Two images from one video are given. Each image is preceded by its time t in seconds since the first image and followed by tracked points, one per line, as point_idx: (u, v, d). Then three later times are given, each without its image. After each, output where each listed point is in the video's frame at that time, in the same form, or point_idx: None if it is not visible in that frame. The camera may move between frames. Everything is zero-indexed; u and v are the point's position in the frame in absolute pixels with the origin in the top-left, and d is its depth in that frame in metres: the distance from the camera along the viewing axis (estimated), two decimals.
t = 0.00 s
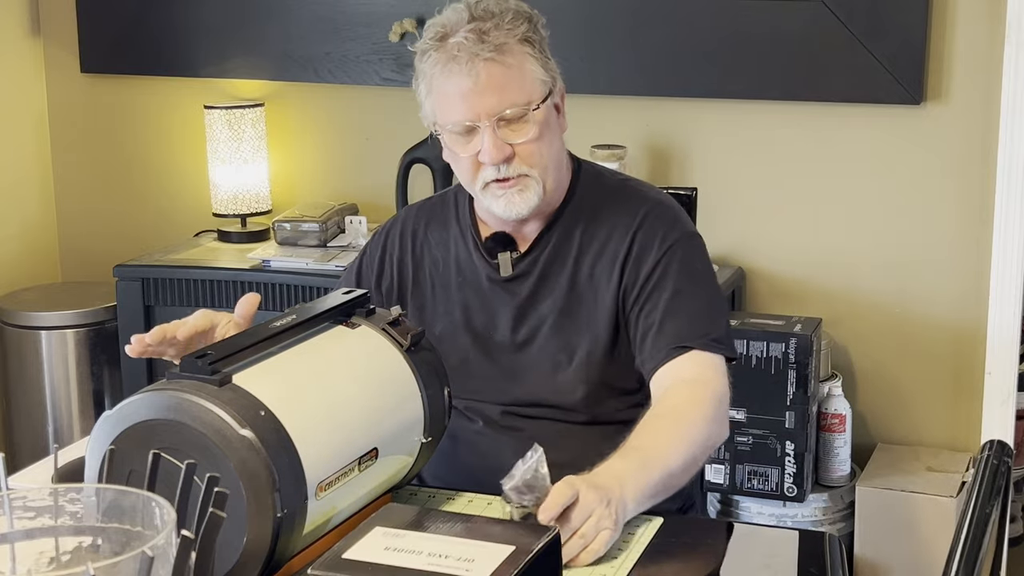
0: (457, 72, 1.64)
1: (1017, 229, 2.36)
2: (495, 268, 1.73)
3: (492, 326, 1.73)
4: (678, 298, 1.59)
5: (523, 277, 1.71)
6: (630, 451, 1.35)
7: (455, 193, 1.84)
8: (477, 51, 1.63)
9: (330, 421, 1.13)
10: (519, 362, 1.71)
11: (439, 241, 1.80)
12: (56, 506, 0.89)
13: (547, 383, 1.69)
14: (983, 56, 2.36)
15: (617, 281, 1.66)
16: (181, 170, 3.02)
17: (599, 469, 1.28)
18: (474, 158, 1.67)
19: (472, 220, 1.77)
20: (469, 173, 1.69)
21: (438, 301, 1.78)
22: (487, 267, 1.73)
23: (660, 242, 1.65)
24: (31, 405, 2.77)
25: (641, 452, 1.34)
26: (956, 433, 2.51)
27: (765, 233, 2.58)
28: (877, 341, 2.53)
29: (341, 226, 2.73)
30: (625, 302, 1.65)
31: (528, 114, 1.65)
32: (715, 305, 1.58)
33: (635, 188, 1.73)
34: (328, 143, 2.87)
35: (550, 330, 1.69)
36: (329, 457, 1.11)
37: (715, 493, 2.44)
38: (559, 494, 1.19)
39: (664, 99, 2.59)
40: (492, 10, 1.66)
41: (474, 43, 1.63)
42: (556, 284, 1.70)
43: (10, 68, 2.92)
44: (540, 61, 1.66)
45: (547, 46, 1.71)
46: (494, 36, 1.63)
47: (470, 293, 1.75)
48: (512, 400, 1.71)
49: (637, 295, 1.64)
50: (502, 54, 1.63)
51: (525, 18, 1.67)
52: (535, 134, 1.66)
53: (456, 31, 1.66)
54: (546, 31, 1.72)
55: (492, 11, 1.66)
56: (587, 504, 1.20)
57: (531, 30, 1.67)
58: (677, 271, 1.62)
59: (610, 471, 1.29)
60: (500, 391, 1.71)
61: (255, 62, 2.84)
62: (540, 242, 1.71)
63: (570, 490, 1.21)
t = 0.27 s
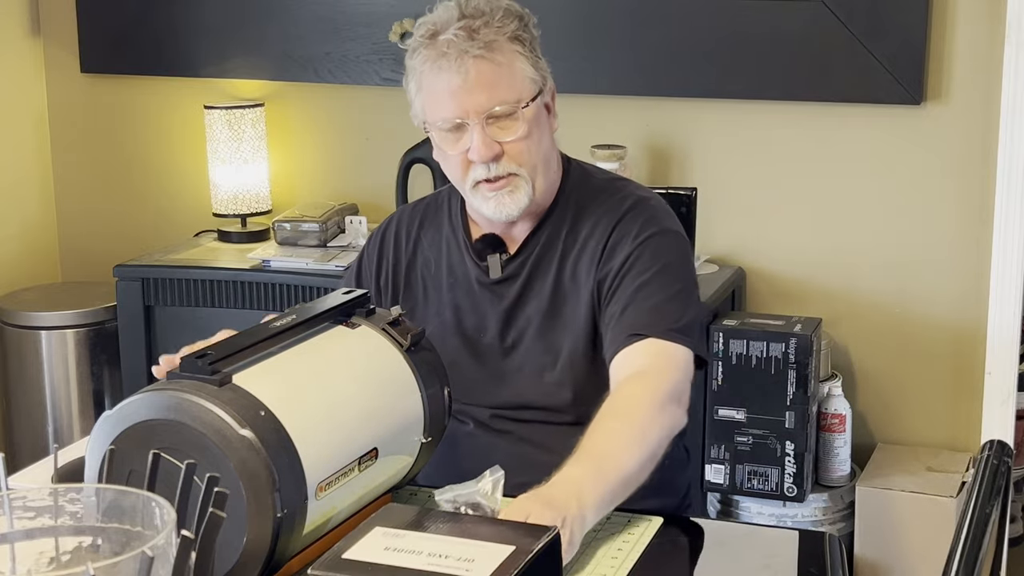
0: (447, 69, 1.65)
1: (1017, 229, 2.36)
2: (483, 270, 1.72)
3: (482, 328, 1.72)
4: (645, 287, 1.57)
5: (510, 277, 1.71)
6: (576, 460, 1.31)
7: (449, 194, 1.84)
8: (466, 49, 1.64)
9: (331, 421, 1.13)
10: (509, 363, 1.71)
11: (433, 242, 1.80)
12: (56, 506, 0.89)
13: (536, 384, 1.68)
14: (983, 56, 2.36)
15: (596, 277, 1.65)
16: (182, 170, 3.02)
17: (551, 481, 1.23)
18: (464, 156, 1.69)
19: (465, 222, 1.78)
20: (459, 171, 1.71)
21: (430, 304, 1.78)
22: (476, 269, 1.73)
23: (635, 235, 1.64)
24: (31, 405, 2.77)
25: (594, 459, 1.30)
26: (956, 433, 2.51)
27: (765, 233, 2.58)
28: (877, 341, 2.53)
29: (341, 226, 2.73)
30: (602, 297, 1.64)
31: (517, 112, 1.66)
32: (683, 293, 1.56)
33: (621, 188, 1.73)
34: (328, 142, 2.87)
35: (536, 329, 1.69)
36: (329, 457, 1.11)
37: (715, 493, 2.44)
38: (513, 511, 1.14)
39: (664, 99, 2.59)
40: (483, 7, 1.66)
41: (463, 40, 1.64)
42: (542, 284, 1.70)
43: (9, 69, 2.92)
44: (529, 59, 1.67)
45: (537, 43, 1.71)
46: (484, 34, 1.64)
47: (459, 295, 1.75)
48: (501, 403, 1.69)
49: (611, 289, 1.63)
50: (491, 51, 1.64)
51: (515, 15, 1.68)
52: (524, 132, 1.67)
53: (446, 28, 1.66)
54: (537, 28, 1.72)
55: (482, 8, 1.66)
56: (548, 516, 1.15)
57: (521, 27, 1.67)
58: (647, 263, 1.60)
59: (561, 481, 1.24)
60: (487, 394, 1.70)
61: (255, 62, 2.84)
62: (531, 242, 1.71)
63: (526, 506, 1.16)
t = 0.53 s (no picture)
0: (433, 69, 1.66)
1: (1017, 229, 2.36)
2: (477, 274, 1.72)
3: (477, 331, 1.72)
4: (631, 290, 1.57)
5: (503, 280, 1.71)
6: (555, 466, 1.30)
7: (444, 195, 1.84)
8: (452, 47, 1.64)
9: (330, 421, 1.13)
10: (505, 366, 1.70)
11: (428, 244, 1.80)
12: (55, 506, 0.89)
13: (532, 387, 1.68)
14: (983, 57, 2.36)
15: (586, 280, 1.65)
16: (182, 170, 3.02)
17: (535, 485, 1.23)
18: (454, 155, 1.70)
19: (459, 225, 1.78)
20: (450, 172, 1.72)
21: (426, 307, 1.78)
22: (470, 272, 1.73)
23: (623, 237, 1.64)
24: (31, 405, 2.77)
25: (574, 466, 1.29)
26: (956, 433, 2.51)
27: (766, 233, 2.58)
28: (877, 341, 2.53)
29: (341, 226, 2.73)
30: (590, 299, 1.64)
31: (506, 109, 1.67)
32: (668, 295, 1.56)
33: (613, 189, 1.72)
34: (328, 142, 2.87)
35: (529, 333, 1.69)
36: (328, 457, 1.11)
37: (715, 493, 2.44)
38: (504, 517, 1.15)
39: (664, 98, 2.59)
40: (468, 6, 1.67)
41: (449, 38, 1.65)
42: (534, 286, 1.69)
43: (9, 69, 2.92)
44: (516, 56, 1.68)
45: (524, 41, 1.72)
46: (469, 31, 1.65)
47: (454, 298, 1.74)
48: (497, 407, 1.69)
49: (598, 291, 1.63)
50: (477, 49, 1.65)
51: (501, 12, 1.68)
52: (514, 129, 1.68)
53: (431, 28, 1.67)
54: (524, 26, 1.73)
55: (467, 7, 1.67)
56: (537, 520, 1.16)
57: (507, 25, 1.68)
58: (635, 265, 1.60)
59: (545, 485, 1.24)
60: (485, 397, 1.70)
61: (255, 62, 2.84)
62: (525, 244, 1.70)
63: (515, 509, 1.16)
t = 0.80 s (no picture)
0: (439, 64, 1.67)
1: (1017, 229, 2.36)
2: (479, 275, 1.72)
3: (478, 333, 1.72)
4: (629, 289, 1.57)
5: (503, 281, 1.71)
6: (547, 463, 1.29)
7: (447, 196, 1.84)
8: (459, 43, 1.65)
9: (330, 421, 1.13)
10: (505, 367, 1.70)
11: (430, 245, 1.80)
12: (55, 506, 0.89)
13: (533, 388, 1.68)
14: (983, 57, 2.36)
15: (585, 281, 1.65)
16: (181, 170, 3.02)
17: (530, 481, 1.23)
18: (458, 152, 1.70)
19: (462, 225, 1.78)
20: (453, 169, 1.72)
21: (427, 307, 1.78)
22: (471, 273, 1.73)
23: (623, 238, 1.64)
24: (31, 406, 2.77)
25: (566, 463, 1.28)
26: (956, 433, 2.51)
27: (766, 233, 2.58)
28: (877, 341, 2.53)
29: (341, 226, 2.73)
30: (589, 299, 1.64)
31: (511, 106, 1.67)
32: (665, 296, 1.56)
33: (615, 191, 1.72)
34: (328, 142, 2.87)
35: (529, 334, 1.69)
36: (328, 457, 1.11)
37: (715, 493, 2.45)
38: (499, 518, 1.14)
39: (664, 98, 2.59)
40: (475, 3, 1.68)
41: (455, 34, 1.65)
42: (535, 288, 1.69)
43: (10, 69, 2.92)
44: (522, 53, 1.69)
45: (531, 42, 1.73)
46: (476, 28, 1.66)
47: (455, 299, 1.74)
48: (497, 408, 1.69)
49: (596, 292, 1.62)
50: (483, 45, 1.66)
51: (509, 12, 1.69)
52: (518, 126, 1.68)
53: (437, 25, 1.68)
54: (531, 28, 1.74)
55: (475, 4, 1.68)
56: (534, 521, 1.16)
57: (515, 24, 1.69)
58: (633, 265, 1.59)
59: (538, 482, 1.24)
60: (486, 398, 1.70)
61: (255, 62, 2.84)
62: (527, 245, 1.70)
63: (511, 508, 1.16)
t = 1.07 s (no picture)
0: (436, 68, 1.65)
1: (1017, 229, 2.36)
2: (483, 272, 1.72)
3: (482, 331, 1.72)
4: (636, 289, 1.57)
5: (508, 279, 1.71)
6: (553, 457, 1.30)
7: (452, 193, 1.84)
8: (456, 48, 1.64)
9: (331, 420, 1.13)
10: (509, 365, 1.70)
11: (435, 243, 1.80)
12: (56, 506, 0.89)
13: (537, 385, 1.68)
14: (983, 57, 2.36)
15: (592, 282, 1.65)
16: (181, 170, 3.02)
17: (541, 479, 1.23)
18: (452, 155, 1.69)
19: (467, 223, 1.78)
20: (447, 170, 1.71)
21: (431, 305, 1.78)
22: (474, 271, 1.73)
23: (629, 238, 1.64)
24: (31, 406, 2.77)
25: (571, 456, 1.30)
26: (956, 433, 2.51)
27: (766, 233, 2.58)
28: (877, 341, 2.53)
29: (341, 226, 2.73)
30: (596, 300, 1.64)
31: (508, 112, 1.66)
32: (672, 295, 1.56)
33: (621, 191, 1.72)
34: (328, 142, 2.87)
35: (534, 333, 1.69)
36: (328, 457, 1.11)
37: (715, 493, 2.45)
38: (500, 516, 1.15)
39: (664, 99, 2.59)
40: (476, 7, 1.66)
41: (453, 39, 1.64)
42: (540, 288, 1.69)
43: (10, 69, 2.92)
44: (520, 59, 1.67)
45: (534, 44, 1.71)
46: (474, 33, 1.64)
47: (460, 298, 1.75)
48: (501, 407, 1.69)
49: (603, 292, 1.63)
50: (480, 50, 1.64)
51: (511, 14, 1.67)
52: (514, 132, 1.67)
53: (436, 27, 1.66)
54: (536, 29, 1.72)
55: (475, 8, 1.66)
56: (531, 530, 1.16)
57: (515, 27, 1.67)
58: (639, 265, 1.60)
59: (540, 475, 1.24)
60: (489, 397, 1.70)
61: (255, 62, 2.84)
62: (532, 245, 1.70)
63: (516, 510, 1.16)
